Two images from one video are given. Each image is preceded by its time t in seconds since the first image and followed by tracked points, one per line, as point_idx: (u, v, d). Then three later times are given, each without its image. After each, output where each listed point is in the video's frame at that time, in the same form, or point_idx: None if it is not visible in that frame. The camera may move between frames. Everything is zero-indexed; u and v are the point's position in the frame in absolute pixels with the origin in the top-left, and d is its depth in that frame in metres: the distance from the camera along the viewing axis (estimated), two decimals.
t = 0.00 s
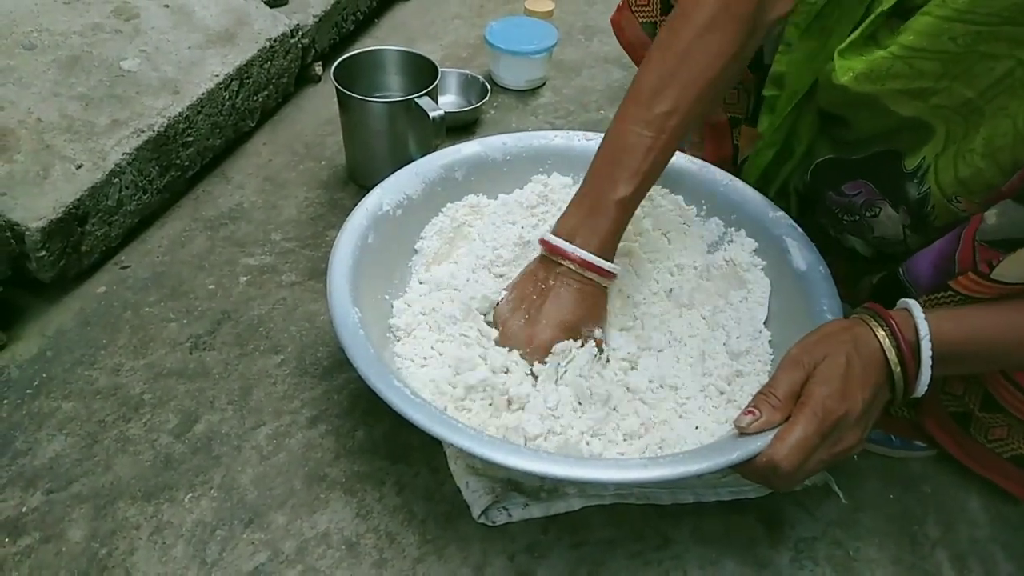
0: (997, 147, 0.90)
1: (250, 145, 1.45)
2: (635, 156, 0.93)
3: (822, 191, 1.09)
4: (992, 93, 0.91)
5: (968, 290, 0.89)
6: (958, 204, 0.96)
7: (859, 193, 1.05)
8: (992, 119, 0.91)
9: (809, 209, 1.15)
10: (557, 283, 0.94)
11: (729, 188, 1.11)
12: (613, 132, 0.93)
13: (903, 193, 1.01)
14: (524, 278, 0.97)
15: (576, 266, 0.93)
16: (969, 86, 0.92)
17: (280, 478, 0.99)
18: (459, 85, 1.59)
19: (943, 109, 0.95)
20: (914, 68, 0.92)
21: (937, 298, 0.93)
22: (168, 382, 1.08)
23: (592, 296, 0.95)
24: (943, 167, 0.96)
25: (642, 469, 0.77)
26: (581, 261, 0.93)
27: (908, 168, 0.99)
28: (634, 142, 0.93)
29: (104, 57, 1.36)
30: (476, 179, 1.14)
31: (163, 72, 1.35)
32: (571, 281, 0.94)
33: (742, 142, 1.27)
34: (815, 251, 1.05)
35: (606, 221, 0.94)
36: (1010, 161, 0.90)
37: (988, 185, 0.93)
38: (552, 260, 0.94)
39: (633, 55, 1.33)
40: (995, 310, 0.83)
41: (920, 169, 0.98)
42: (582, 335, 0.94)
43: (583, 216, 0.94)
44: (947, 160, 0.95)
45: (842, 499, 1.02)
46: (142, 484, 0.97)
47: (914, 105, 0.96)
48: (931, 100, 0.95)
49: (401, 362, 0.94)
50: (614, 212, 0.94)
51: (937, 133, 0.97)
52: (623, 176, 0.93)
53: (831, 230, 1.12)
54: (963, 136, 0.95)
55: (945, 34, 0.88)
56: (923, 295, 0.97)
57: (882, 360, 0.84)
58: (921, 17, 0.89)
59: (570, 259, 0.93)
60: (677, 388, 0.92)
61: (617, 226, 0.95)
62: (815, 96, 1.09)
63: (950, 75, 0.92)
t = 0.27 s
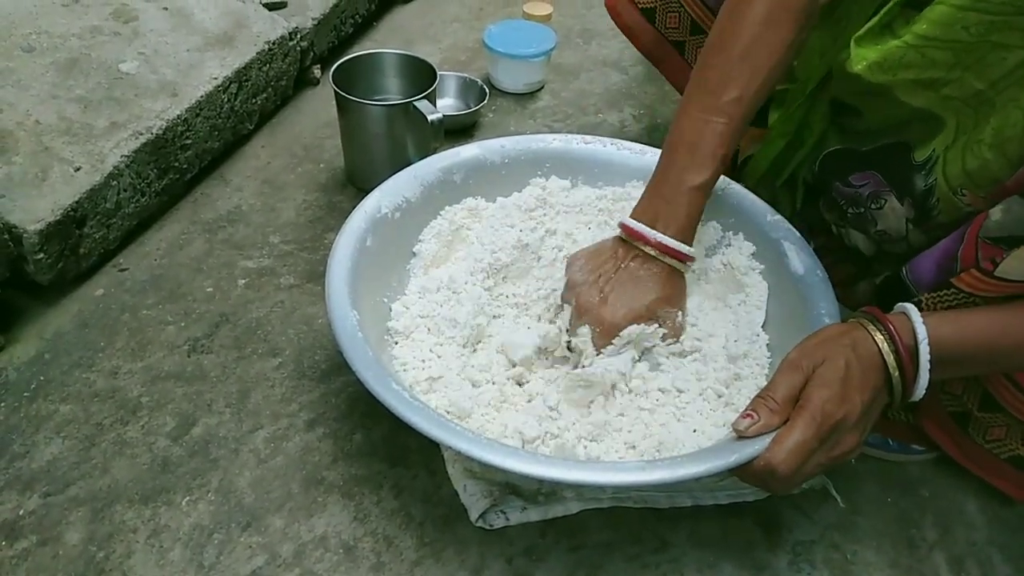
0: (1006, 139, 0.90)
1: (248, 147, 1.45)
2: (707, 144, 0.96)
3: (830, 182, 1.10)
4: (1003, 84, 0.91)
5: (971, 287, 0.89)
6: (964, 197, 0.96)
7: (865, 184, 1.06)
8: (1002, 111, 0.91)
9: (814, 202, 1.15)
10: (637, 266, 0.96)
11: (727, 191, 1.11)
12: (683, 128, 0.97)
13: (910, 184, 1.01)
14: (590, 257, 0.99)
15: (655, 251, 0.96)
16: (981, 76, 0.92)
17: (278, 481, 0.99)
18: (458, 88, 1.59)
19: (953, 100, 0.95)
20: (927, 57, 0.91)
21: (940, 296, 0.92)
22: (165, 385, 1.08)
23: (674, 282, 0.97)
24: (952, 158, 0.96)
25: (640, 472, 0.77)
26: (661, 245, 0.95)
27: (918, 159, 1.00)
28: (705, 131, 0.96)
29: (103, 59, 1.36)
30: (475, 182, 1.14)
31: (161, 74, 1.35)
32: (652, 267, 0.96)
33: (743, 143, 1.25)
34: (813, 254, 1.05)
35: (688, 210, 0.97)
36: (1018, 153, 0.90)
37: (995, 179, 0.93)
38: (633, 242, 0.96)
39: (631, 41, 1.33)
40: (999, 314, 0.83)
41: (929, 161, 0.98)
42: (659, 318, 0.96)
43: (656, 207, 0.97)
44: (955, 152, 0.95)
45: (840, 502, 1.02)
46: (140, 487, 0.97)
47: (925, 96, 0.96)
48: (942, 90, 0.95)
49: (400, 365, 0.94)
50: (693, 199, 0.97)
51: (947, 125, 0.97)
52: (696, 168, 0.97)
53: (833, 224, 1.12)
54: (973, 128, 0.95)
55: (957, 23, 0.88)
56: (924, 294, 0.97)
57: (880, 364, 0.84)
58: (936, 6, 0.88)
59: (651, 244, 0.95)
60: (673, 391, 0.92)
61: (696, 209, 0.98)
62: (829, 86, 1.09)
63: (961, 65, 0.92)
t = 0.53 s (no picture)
0: (1005, 134, 0.90)
1: (248, 146, 1.45)
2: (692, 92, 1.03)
3: (833, 173, 1.09)
4: (1002, 79, 0.90)
5: (971, 287, 0.89)
6: (963, 192, 0.96)
7: (867, 177, 1.05)
8: (1001, 106, 0.91)
9: (817, 193, 1.14)
10: (661, 116, 1.00)
11: (729, 190, 1.11)
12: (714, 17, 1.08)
13: (911, 178, 1.01)
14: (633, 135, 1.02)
15: (682, 109, 1.00)
16: (980, 71, 0.91)
17: (278, 480, 0.99)
18: (458, 88, 1.59)
19: (953, 95, 0.95)
20: (926, 48, 0.92)
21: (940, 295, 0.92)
22: (165, 384, 1.08)
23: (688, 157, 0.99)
24: (952, 152, 0.96)
25: (639, 471, 0.77)
26: (689, 102, 1.00)
27: (919, 154, 1.00)
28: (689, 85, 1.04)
29: (103, 58, 1.36)
30: (475, 181, 1.14)
31: (161, 73, 1.35)
32: (676, 126, 0.99)
33: (743, 140, 1.27)
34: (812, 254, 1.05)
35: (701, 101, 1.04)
36: (1018, 149, 0.90)
37: (994, 174, 0.93)
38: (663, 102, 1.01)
39: (632, 42, 1.32)
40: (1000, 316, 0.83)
41: (930, 154, 0.98)
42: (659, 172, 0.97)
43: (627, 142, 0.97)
44: (955, 146, 0.95)
45: (840, 501, 1.02)
46: (140, 486, 0.97)
47: (925, 89, 0.96)
48: (942, 84, 0.95)
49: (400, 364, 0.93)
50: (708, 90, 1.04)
51: (947, 120, 0.97)
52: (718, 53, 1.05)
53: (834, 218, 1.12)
54: (973, 123, 0.94)
55: (958, 13, 0.88)
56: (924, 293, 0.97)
57: (880, 364, 0.84)
58: None
59: (673, 99, 1.00)
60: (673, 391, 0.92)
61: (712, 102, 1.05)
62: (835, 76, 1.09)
63: (961, 59, 0.91)
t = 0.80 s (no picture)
0: (982, 141, 0.90)
1: (247, 146, 1.45)
2: (641, 95, 1.06)
3: (816, 187, 1.10)
4: (978, 87, 0.92)
5: (957, 292, 0.87)
6: (946, 199, 0.96)
7: (850, 188, 1.06)
8: (977, 114, 0.92)
9: (805, 205, 1.15)
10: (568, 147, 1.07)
11: (726, 189, 1.11)
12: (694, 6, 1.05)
13: (894, 188, 1.01)
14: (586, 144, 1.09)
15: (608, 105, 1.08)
16: (955, 81, 0.93)
17: (276, 480, 0.98)
18: (457, 87, 1.59)
19: (931, 105, 0.96)
20: (901, 61, 0.93)
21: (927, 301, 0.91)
22: (163, 384, 1.07)
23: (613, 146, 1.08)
24: (931, 162, 0.96)
25: (636, 469, 0.77)
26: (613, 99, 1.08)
27: (899, 163, 1.00)
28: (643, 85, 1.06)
29: (101, 58, 1.35)
30: (473, 181, 1.14)
31: (160, 73, 1.34)
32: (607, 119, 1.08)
33: (739, 144, 1.25)
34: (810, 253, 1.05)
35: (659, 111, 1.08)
36: (995, 155, 0.90)
37: (974, 180, 0.93)
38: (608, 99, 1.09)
39: (630, 43, 1.33)
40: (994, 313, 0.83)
41: (910, 164, 0.99)
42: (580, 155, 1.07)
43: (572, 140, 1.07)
44: (934, 156, 0.96)
45: (838, 502, 1.02)
46: (138, 486, 0.97)
47: (902, 102, 0.97)
48: (919, 95, 0.96)
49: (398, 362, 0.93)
50: (672, 94, 1.07)
51: (926, 129, 0.98)
52: (682, 47, 1.05)
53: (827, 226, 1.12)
54: (950, 132, 0.95)
55: (929, 26, 0.89)
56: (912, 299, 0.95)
57: (875, 360, 0.84)
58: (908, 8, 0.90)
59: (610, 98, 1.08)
60: (670, 390, 0.92)
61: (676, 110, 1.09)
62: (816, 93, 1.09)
63: (935, 69, 0.93)
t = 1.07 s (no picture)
0: (983, 139, 0.91)
1: (247, 147, 1.45)
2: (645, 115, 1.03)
3: (817, 187, 1.10)
4: (980, 85, 0.91)
5: (958, 290, 0.88)
6: (946, 197, 0.96)
7: (851, 187, 1.06)
8: (980, 112, 0.92)
9: (805, 205, 1.15)
10: (565, 207, 1.03)
11: (727, 190, 1.11)
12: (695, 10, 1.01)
13: (894, 187, 1.01)
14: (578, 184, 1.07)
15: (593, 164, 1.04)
16: (958, 79, 0.92)
17: (277, 480, 0.99)
18: (457, 88, 1.59)
19: (934, 103, 0.95)
20: (905, 61, 0.92)
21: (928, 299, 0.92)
22: (164, 384, 1.08)
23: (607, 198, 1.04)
24: (932, 161, 0.96)
25: (636, 472, 0.77)
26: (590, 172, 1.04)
27: (899, 162, 1.01)
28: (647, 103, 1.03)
29: (102, 58, 1.35)
30: (474, 182, 1.14)
31: (161, 73, 1.35)
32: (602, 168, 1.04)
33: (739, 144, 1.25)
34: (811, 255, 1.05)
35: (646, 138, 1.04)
36: (996, 152, 0.91)
37: (974, 178, 0.94)
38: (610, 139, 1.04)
39: (630, 48, 1.33)
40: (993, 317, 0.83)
41: (910, 163, 0.99)
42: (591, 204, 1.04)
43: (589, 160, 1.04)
44: (935, 154, 0.96)
45: (839, 502, 1.02)
46: (139, 486, 0.97)
47: (905, 101, 0.97)
48: (922, 94, 0.95)
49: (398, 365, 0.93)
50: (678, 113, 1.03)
51: (929, 127, 0.98)
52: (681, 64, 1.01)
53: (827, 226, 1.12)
54: (953, 130, 0.95)
55: (932, 27, 0.89)
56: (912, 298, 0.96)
57: (875, 363, 0.84)
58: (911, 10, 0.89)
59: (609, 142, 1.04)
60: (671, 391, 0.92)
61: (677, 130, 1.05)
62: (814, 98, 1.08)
63: (939, 69, 0.92)
